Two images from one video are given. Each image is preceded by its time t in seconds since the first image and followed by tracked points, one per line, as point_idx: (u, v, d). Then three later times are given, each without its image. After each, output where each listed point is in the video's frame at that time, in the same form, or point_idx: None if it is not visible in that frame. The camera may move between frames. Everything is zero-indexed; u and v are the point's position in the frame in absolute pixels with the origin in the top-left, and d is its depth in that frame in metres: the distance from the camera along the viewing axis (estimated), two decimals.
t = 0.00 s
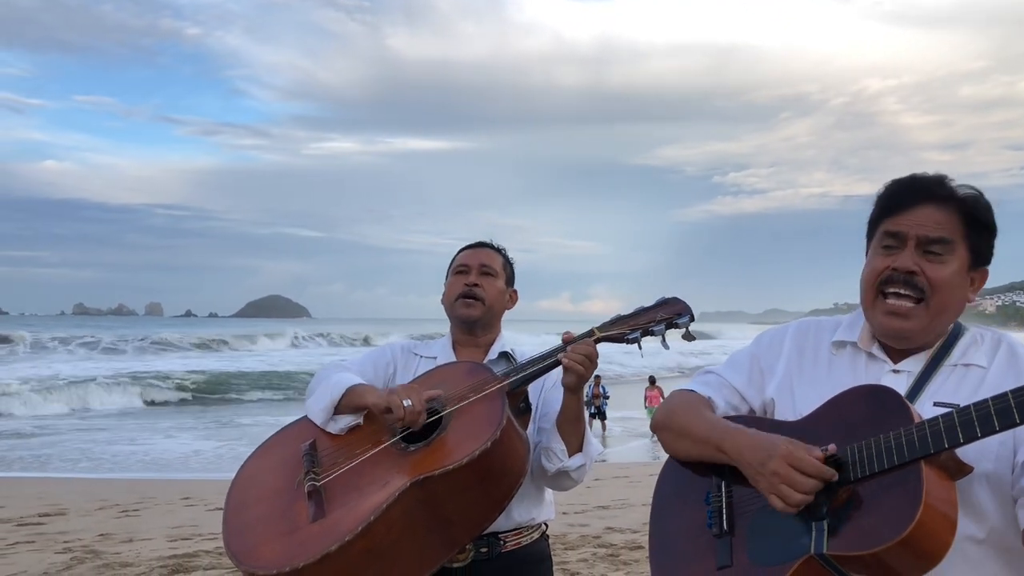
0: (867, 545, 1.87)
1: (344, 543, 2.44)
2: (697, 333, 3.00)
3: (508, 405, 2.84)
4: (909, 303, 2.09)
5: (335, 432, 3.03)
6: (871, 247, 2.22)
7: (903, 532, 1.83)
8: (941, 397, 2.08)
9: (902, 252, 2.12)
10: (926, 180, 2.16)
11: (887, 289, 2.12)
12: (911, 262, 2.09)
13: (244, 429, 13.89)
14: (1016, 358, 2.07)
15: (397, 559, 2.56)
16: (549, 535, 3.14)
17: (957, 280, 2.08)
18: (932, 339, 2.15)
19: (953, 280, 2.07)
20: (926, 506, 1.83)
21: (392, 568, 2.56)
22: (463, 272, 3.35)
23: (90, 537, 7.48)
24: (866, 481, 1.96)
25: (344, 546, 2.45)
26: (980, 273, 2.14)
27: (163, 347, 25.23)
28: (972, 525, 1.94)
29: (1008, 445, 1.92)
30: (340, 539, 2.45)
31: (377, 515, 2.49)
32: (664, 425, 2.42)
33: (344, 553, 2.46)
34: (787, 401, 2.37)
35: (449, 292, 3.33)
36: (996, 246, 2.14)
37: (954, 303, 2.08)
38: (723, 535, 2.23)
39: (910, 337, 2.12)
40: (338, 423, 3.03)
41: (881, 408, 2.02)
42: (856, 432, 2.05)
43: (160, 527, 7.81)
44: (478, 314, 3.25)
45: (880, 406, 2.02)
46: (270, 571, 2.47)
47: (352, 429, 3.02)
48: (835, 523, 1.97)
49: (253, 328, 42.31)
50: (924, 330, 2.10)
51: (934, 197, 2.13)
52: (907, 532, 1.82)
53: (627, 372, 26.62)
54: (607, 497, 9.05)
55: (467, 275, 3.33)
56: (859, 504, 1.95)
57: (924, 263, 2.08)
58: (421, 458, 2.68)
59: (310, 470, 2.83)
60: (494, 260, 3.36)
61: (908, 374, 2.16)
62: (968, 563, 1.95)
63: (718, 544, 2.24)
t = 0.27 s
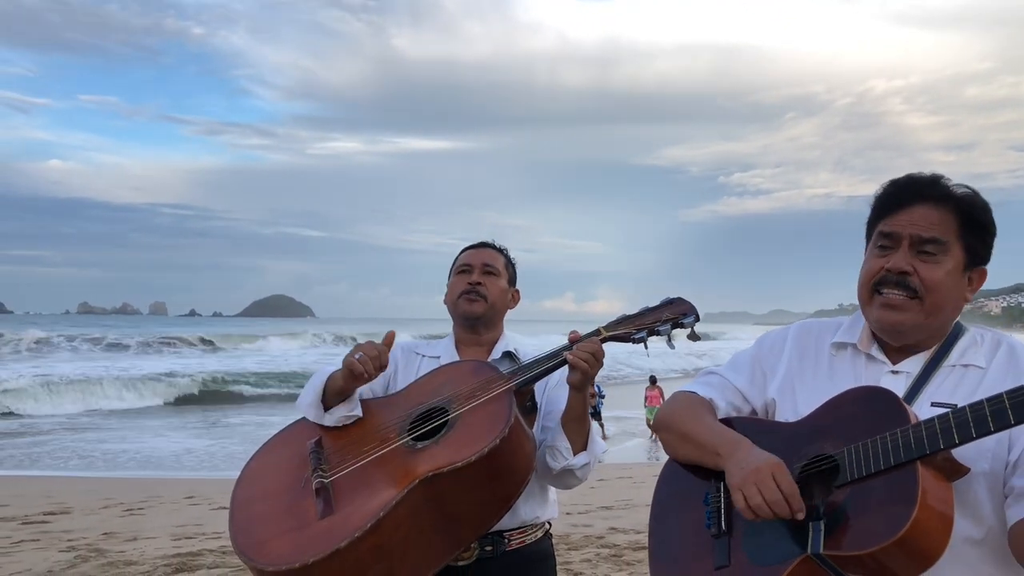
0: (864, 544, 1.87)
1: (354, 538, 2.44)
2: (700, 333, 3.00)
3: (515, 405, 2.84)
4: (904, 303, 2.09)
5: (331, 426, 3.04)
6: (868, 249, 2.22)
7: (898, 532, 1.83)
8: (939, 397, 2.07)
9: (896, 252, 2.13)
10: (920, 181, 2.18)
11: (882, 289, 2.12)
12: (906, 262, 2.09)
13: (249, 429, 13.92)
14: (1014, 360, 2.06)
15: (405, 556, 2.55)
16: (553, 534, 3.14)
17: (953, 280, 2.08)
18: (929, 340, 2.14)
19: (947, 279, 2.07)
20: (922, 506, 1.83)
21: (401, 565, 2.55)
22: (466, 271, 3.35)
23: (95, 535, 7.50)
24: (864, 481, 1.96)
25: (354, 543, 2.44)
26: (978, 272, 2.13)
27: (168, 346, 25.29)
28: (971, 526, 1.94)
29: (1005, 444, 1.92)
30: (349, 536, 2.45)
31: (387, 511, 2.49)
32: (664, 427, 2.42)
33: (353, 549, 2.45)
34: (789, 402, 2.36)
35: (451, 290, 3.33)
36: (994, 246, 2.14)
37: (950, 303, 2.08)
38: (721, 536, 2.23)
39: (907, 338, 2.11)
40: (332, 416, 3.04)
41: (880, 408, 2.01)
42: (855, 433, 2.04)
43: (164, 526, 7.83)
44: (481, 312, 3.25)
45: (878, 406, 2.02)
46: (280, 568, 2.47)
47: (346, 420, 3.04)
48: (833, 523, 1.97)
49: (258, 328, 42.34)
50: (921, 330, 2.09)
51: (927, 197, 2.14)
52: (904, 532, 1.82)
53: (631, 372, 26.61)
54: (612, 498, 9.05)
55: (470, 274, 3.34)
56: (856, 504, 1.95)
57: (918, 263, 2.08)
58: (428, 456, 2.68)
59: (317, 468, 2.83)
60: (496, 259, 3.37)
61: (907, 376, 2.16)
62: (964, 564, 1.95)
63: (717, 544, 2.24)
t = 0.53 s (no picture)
0: (859, 542, 1.88)
1: (354, 541, 2.46)
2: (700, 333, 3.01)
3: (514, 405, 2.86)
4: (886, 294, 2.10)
5: (339, 432, 3.04)
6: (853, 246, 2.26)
7: (892, 530, 1.84)
8: (933, 397, 2.09)
9: (878, 245, 2.16)
10: (903, 179, 2.22)
11: (864, 281, 2.14)
12: (886, 253, 2.12)
13: (251, 428, 13.94)
14: (1007, 357, 2.07)
15: (406, 557, 2.57)
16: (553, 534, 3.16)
17: (934, 270, 2.09)
18: (916, 335, 2.14)
19: (928, 269, 2.09)
20: (917, 505, 1.84)
21: (402, 566, 2.56)
22: (466, 271, 3.37)
23: (98, 534, 7.53)
24: (859, 479, 1.98)
25: (355, 543, 2.46)
26: (963, 266, 2.14)
27: (171, 346, 25.32)
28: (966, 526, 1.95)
29: (999, 442, 1.93)
30: (349, 538, 2.47)
31: (388, 514, 2.51)
32: (662, 426, 2.45)
33: (354, 551, 2.47)
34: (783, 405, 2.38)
35: (452, 291, 3.35)
36: (979, 240, 2.15)
37: (932, 293, 2.09)
38: (718, 534, 2.24)
39: (892, 330, 2.11)
40: (342, 423, 3.03)
41: (876, 407, 2.03)
42: (851, 432, 2.05)
43: (167, 525, 7.86)
44: (481, 311, 3.27)
45: (874, 405, 2.03)
46: (282, 570, 2.49)
47: (355, 428, 3.03)
48: (829, 521, 1.98)
49: (261, 328, 42.37)
50: (904, 321, 2.10)
51: (910, 193, 2.18)
52: (899, 530, 1.83)
53: (632, 373, 26.63)
54: (613, 498, 9.07)
55: (471, 274, 3.35)
56: (853, 502, 1.96)
57: (899, 253, 2.11)
58: (427, 458, 2.70)
59: (318, 470, 2.85)
60: (497, 259, 3.38)
61: (901, 376, 2.17)
62: (959, 562, 1.96)
63: (713, 543, 2.25)
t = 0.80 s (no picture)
0: (856, 540, 1.89)
1: (353, 540, 2.46)
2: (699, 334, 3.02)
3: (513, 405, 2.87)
4: (888, 296, 2.11)
5: (340, 433, 3.05)
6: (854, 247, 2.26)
7: (889, 527, 1.85)
8: (930, 397, 2.10)
9: (881, 246, 2.16)
10: (905, 182, 2.22)
11: (866, 283, 2.14)
12: (888, 255, 2.12)
13: (252, 428, 13.95)
14: (1004, 357, 2.08)
15: (405, 555, 2.57)
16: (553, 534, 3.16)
17: (935, 273, 2.10)
18: (915, 336, 2.15)
19: (930, 272, 2.09)
20: (913, 502, 1.85)
21: (401, 565, 2.57)
22: (467, 271, 3.37)
23: (99, 534, 7.54)
24: (856, 477, 1.98)
25: (354, 542, 2.47)
26: (962, 269, 2.16)
27: (172, 346, 25.33)
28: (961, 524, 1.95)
29: (995, 439, 1.94)
30: (348, 536, 2.47)
31: (387, 512, 2.52)
32: (658, 430, 2.44)
33: (353, 550, 2.47)
34: (780, 409, 2.38)
35: (453, 291, 3.36)
36: (978, 244, 2.17)
37: (933, 296, 2.10)
38: (716, 536, 2.26)
39: (892, 331, 2.12)
40: (343, 424, 3.04)
41: (871, 406, 2.03)
42: (848, 432, 2.06)
43: (168, 525, 7.87)
44: (482, 312, 3.27)
45: (870, 404, 2.04)
46: (281, 568, 2.49)
47: (356, 429, 3.04)
48: (825, 518, 1.99)
49: (263, 328, 42.42)
50: (905, 323, 2.10)
51: (912, 195, 2.18)
52: (895, 527, 1.84)
53: (633, 373, 26.63)
54: (613, 499, 9.08)
55: (471, 274, 3.36)
56: (849, 500, 1.97)
57: (902, 256, 2.11)
58: (427, 457, 2.71)
59: (318, 469, 2.86)
60: (497, 259, 3.39)
61: (898, 376, 2.17)
62: (954, 561, 1.96)
63: (711, 545, 2.26)
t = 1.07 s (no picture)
0: (853, 538, 1.90)
1: (348, 541, 2.47)
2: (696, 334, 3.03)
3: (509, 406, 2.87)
4: (884, 297, 2.11)
5: (336, 432, 3.06)
6: (850, 248, 2.26)
7: (886, 525, 1.85)
8: (925, 397, 2.10)
9: (876, 248, 2.16)
10: (901, 184, 2.22)
11: (862, 284, 2.15)
12: (884, 257, 2.12)
13: (252, 428, 13.95)
14: (997, 358, 2.09)
15: (400, 556, 2.58)
16: (550, 533, 3.17)
17: (931, 276, 2.11)
18: (909, 337, 2.16)
19: (925, 274, 2.10)
20: (910, 500, 1.85)
21: (396, 565, 2.58)
22: (466, 271, 3.38)
23: (99, 533, 7.55)
24: (853, 475, 1.99)
25: (349, 543, 2.47)
26: (957, 272, 2.16)
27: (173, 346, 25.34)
28: (956, 523, 1.96)
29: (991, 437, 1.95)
30: (343, 537, 2.48)
31: (381, 513, 2.52)
32: (654, 428, 2.45)
33: (347, 551, 2.48)
34: (777, 408, 2.39)
35: (453, 291, 3.37)
36: (973, 247, 2.17)
37: (928, 298, 2.10)
38: (713, 534, 2.26)
39: (886, 332, 2.13)
40: (340, 423, 3.05)
41: (868, 405, 2.04)
42: (844, 430, 2.07)
43: (168, 525, 7.88)
44: (481, 312, 3.28)
45: (866, 403, 2.05)
46: (276, 569, 2.50)
47: (354, 429, 3.04)
48: (822, 516, 2.00)
49: (263, 329, 42.46)
50: (900, 324, 2.11)
51: (908, 198, 2.19)
52: (891, 525, 1.84)
53: (633, 374, 26.64)
54: (613, 499, 9.09)
55: (471, 274, 3.37)
56: (846, 498, 1.98)
57: (897, 258, 2.12)
58: (422, 458, 2.71)
59: (315, 469, 2.87)
60: (496, 260, 3.39)
61: (893, 376, 2.18)
62: (949, 560, 1.97)
63: (708, 542, 2.26)
